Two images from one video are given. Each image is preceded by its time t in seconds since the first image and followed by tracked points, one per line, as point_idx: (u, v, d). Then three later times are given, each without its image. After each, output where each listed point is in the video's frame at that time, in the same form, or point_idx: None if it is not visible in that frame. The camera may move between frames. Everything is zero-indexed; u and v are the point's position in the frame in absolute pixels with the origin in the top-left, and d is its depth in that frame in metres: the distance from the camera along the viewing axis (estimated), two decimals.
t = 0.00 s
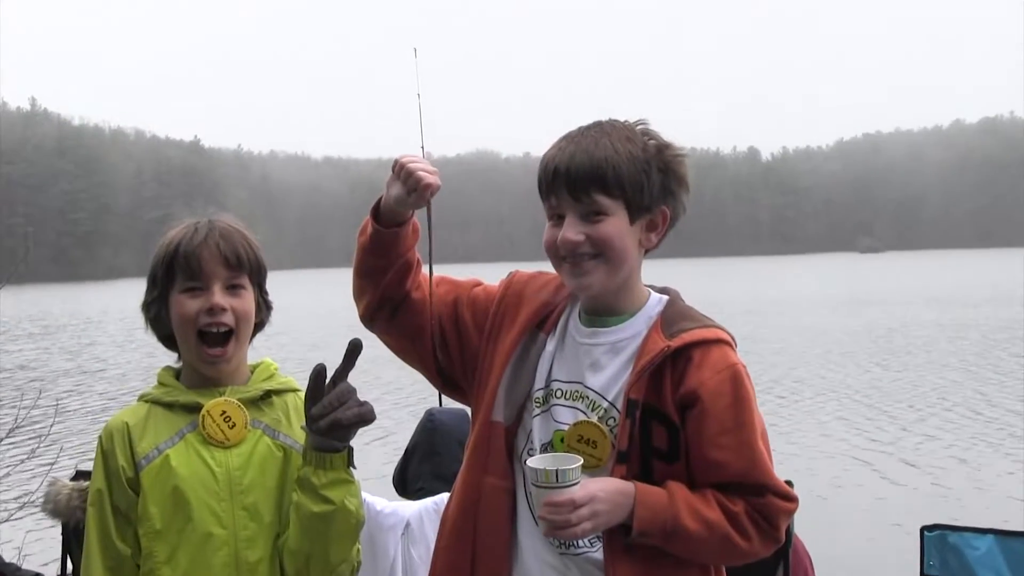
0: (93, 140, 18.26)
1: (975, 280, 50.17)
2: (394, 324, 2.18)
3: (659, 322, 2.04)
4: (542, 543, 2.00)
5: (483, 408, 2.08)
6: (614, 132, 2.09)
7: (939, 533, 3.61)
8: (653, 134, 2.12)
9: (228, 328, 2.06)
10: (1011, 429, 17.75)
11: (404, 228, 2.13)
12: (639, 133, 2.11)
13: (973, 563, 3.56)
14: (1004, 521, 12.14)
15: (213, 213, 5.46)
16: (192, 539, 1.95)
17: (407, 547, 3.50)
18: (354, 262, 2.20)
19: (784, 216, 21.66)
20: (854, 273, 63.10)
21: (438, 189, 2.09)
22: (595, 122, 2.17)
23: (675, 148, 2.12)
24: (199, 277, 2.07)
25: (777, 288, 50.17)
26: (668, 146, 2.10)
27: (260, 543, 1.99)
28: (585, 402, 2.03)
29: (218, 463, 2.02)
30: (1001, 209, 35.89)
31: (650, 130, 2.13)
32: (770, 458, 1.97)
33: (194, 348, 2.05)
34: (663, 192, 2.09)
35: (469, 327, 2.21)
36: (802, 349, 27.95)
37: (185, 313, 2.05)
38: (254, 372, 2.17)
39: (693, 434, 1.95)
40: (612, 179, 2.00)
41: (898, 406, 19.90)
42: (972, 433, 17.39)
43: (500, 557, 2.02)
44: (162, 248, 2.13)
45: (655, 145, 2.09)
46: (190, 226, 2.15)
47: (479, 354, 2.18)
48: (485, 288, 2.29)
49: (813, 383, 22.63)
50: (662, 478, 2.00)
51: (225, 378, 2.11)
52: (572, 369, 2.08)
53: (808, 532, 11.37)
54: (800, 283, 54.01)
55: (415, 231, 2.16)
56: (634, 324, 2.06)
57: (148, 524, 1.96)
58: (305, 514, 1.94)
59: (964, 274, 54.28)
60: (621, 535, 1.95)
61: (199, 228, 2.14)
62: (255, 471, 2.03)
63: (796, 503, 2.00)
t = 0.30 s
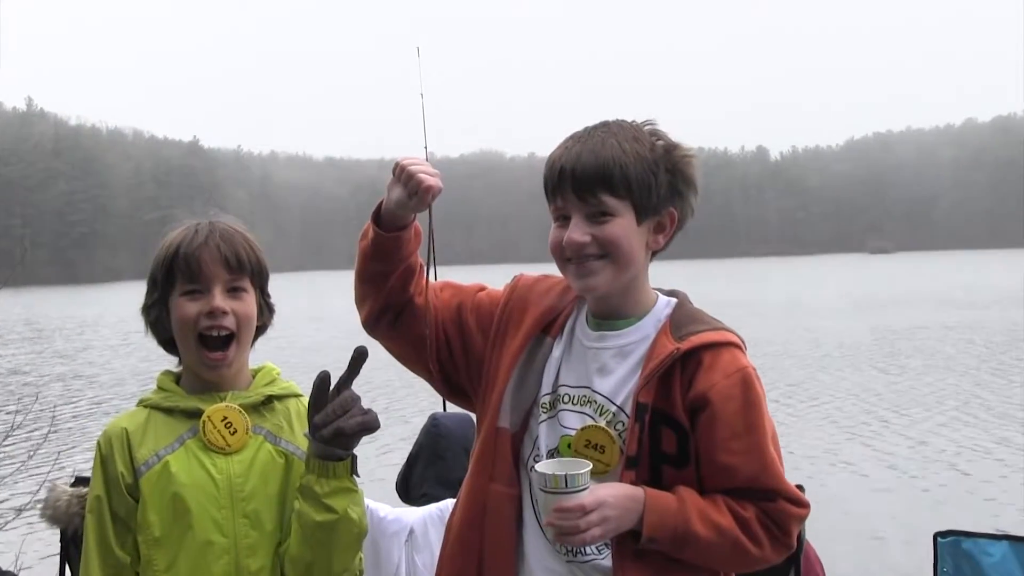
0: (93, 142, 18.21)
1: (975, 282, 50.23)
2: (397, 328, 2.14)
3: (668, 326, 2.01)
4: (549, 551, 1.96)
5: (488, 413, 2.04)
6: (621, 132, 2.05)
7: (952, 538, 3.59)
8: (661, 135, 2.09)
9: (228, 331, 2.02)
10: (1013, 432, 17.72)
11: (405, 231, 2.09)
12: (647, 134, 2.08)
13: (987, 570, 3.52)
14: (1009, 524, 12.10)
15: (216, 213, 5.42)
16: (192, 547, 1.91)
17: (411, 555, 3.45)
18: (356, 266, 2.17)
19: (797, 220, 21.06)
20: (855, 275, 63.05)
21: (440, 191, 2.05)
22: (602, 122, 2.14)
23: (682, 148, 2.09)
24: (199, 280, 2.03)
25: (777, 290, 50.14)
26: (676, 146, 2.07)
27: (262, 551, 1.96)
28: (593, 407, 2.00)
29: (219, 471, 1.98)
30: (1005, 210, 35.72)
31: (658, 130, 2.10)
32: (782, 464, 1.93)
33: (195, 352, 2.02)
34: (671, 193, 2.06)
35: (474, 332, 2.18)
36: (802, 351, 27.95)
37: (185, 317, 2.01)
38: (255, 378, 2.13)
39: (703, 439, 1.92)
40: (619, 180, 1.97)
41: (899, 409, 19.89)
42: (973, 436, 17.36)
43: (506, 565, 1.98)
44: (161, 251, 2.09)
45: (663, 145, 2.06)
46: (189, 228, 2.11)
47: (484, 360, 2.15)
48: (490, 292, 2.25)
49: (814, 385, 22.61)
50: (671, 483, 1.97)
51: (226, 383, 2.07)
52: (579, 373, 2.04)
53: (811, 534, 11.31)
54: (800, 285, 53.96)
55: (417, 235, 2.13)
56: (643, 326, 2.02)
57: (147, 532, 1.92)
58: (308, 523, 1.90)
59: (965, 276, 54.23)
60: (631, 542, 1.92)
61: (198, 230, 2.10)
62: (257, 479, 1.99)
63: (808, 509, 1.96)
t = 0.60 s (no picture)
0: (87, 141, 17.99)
1: (979, 284, 49.90)
2: (396, 333, 2.07)
3: (676, 330, 1.94)
4: (553, 563, 1.90)
5: (492, 420, 1.97)
6: (628, 129, 1.98)
7: (973, 551, 3.53)
8: (669, 132, 2.02)
9: (222, 336, 1.96)
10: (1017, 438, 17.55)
11: (405, 232, 2.02)
12: (654, 131, 2.01)
13: None
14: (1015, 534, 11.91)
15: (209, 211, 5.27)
16: (183, 559, 1.84)
17: (410, 566, 3.37)
18: (354, 268, 2.09)
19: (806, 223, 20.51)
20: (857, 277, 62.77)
21: (441, 189, 1.98)
22: (607, 119, 2.07)
23: (691, 146, 2.02)
24: (192, 281, 1.96)
25: (779, 291, 49.86)
26: (685, 143, 2.00)
27: (255, 565, 1.89)
28: (599, 414, 1.93)
29: (212, 480, 1.91)
30: None
31: (665, 127, 2.03)
32: (794, 474, 1.86)
33: (187, 357, 1.95)
34: (679, 193, 1.99)
35: (476, 336, 2.11)
36: (805, 353, 27.78)
37: (177, 320, 1.94)
38: (250, 384, 2.06)
39: (713, 448, 1.85)
40: (626, 179, 1.90)
41: (901, 413, 19.74)
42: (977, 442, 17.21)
43: None
44: (153, 251, 2.03)
45: (671, 143, 1.99)
46: (182, 228, 2.04)
47: (487, 365, 2.08)
48: (494, 296, 2.18)
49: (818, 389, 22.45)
50: (681, 493, 1.90)
51: (219, 389, 2.00)
52: (585, 379, 1.98)
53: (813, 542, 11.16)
54: (801, 286, 53.74)
55: (417, 235, 2.06)
56: (651, 330, 1.96)
57: (138, 543, 1.85)
58: (304, 535, 1.84)
59: (969, 277, 53.84)
60: (638, 554, 1.86)
61: (191, 230, 2.03)
62: (252, 489, 1.92)
63: (821, 521, 1.89)
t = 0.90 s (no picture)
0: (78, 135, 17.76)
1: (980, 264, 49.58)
2: (394, 337, 2.00)
3: (686, 334, 1.87)
4: None
5: (495, 427, 1.90)
6: (633, 126, 1.91)
7: (990, 563, 3.45)
8: (675, 128, 1.95)
9: (214, 341, 1.88)
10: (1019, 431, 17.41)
11: (405, 231, 1.95)
12: (660, 127, 1.94)
13: None
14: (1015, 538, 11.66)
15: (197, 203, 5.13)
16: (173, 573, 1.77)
17: None
18: (351, 270, 2.02)
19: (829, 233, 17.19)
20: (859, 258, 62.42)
21: (442, 188, 1.91)
22: (612, 116, 2.00)
23: (699, 143, 1.95)
24: (183, 284, 1.89)
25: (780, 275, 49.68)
26: (692, 140, 1.93)
27: None
28: (607, 421, 1.86)
29: (203, 490, 1.84)
30: None
31: (672, 123, 1.96)
32: (809, 483, 1.79)
33: (178, 363, 1.88)
34: (688, 191, 1.92)
35: (479, 339, 2.03)
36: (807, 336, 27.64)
37: (167, 324, 1.87)
38: (243, 389, 1.98)
39: (726, 456, 1.78)
40: (632, 177, 1.83)
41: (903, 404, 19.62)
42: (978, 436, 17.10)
43: None
44: (142, 252, 1.96)
45: (677, 139, 1.92)
46: (173, 228, 1.97)
47: (491, 369, 2.01)
48: (496, 298, 2.10)
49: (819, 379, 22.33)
50: (691, 504, 1.82)
51: (210, 395, 1.93)
52: (592, 385, 1.91)
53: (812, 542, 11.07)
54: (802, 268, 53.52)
55: (417, 235, 1.99)
56: (660, 334, 1.89)
57: (126, 557, 1.77)
58: (299, 549, 1.78)
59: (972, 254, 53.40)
60: (648, 566, 1.79)
61: (182, 229, 1.96)
62: (245, 499, 1.85)
63: (838, 532, 1.81)
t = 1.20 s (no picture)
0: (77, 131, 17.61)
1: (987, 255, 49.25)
2: (392, 343, 1.93)
3: (696, 342, 1.80)
4: None
5: (497, 437, 1.83)
6: (641, 125, 1.85)
7: None
8: (685, 128, 1.88)
9: (205, 347, 1.82)
10: None
11: (405, 234, 1.88)
12: (669, 127, 1.87)
13: None
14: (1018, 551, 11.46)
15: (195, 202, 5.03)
16: None
17: None
18: (349, 272, 1.95)
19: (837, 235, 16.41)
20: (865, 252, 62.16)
21: (444, 188, 1.83)
22: (619, 115, 1.93)
23: (710, 143, 1.87)
24: (174, 289, 1.82)
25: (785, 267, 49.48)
26: (703, 140, 1.86)
27: None
28: (612, 430, 1.79)
29: (192, 501, 1.77)
30: None
31: (682, 122, 1.89)
32: (824, 497, 1.71)
33: (168, 370, 1.81)
34: (698, 193, 1.84)
35: (481, 347, 1.96)
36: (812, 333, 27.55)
37: (157, 330, 1.81)
38: (235, 397, 1.91)
39: (736, 468, 1.71)
40: (641, 179, 1.76)
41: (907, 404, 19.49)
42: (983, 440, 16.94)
43: None
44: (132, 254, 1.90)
45: (688, 139, 1.85)
46: (165, 230, 1.91)
47: (493, 377, 1.94)
48: (499, 303, 2.03)
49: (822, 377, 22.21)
50: (701, 518, 1.75)
51: (201, 403, 1.85)
52: (598, 394, 1.84)
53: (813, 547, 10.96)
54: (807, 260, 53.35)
55: (417, 237, 1.92)
56: (669, 341, 1.81)
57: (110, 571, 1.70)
58: (291, 564, 1.71)
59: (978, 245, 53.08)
60: None
61: (174, 232, 1.90)
62: (235, 511, 1.78)
63: (853, 549, 1.74)
